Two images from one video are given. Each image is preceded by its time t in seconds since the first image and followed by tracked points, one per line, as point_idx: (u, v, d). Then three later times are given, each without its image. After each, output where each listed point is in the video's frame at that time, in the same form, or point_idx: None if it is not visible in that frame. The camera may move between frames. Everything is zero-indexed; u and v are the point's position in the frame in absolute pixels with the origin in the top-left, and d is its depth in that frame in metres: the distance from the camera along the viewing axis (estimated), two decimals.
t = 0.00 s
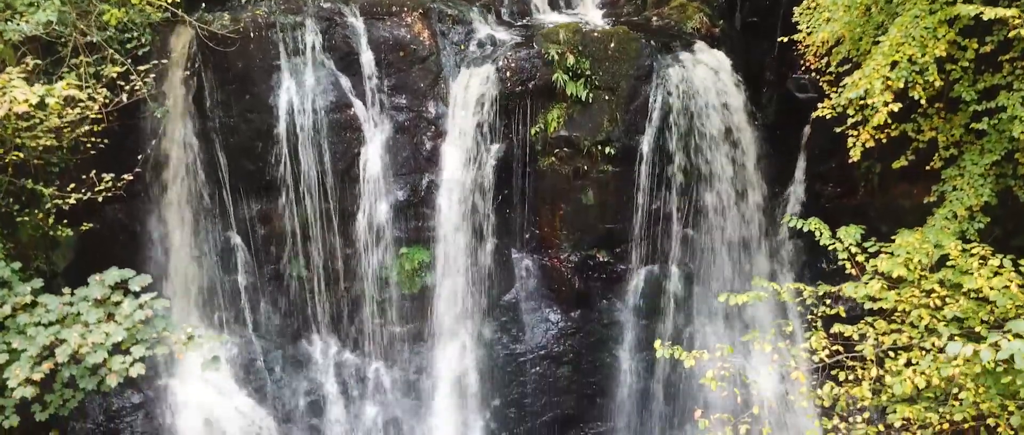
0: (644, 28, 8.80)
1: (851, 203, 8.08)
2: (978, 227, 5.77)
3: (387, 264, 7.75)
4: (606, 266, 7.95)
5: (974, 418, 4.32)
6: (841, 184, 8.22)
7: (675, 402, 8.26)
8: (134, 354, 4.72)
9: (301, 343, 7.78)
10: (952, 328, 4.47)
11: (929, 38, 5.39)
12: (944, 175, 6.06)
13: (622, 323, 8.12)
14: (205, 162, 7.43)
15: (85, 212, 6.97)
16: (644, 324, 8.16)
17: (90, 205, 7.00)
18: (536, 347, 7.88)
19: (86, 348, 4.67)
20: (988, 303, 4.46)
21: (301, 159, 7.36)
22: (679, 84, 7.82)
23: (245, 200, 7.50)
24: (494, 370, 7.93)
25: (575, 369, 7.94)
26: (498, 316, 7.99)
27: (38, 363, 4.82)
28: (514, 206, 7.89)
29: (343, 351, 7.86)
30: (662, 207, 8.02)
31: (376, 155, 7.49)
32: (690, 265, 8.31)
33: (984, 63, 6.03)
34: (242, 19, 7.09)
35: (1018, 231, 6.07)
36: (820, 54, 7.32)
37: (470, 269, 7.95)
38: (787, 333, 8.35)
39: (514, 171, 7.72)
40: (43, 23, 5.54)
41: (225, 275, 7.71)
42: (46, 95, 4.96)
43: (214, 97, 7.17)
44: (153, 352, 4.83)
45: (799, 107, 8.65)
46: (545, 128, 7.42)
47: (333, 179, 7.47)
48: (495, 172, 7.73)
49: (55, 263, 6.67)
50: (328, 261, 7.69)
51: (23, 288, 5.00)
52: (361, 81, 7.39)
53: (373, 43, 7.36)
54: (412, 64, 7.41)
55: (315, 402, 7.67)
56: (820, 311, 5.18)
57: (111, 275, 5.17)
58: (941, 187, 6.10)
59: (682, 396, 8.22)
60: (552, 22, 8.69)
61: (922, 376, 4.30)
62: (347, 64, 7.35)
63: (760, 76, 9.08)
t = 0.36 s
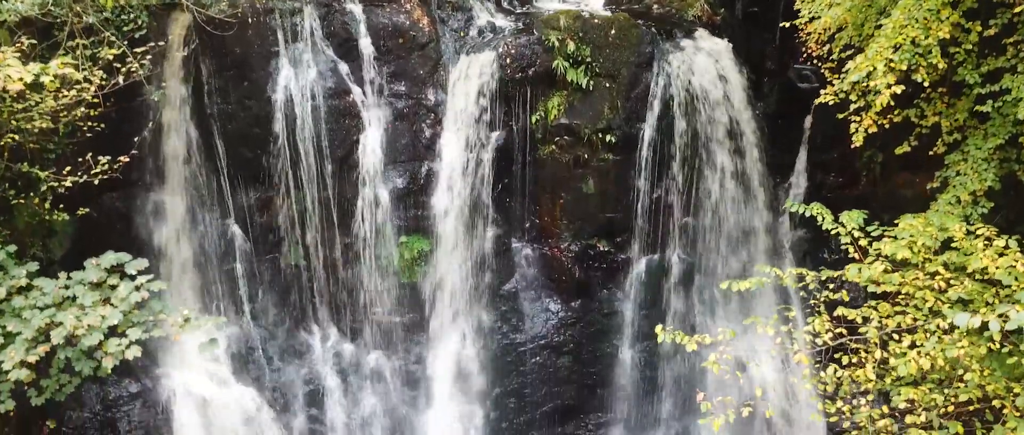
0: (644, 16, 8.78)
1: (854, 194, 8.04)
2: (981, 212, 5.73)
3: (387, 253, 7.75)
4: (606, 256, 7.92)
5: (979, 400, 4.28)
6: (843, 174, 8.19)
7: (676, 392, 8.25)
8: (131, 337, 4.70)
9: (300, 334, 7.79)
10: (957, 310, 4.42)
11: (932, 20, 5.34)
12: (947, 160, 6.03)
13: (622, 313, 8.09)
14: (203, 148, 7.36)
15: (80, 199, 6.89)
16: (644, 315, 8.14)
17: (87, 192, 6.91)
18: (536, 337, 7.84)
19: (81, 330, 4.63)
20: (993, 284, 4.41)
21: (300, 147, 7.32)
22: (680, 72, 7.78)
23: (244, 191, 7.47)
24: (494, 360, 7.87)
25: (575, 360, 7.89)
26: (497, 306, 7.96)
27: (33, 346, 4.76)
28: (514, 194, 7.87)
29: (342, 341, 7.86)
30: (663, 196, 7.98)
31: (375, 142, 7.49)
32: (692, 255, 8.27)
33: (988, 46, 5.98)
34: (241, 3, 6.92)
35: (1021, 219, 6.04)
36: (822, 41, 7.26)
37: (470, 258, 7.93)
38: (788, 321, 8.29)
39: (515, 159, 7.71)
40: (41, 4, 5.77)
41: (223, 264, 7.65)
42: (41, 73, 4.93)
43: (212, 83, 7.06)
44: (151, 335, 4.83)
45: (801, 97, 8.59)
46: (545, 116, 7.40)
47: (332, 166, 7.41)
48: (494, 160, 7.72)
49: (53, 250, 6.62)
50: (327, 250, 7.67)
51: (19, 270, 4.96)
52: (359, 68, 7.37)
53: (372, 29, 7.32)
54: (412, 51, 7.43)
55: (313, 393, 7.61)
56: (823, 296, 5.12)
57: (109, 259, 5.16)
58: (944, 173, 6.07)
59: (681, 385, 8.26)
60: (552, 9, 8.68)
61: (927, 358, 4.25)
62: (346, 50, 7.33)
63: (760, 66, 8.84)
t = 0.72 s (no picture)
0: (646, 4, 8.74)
1: (855, 185, 8.11)
2: (986, 199, 5.66)
3: (386, 243, 7.71)
4: (606, 246, 7.97)
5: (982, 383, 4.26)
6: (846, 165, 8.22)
7: (676, 383, 8.23)
8: (127, 321, 4.67)
9: (299, 325, 7.74)
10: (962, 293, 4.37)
11: (935, 3, 5.30)
12: (951, 146, 5.99)
13: (622, 303, 8.10)
14: (202, 138, 7.41)
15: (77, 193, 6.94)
16: (645, 305, 8.13)
17: (87, 180, 6.97)
18: (537, 328, 7.80)
19: (77, 314, 4.60)
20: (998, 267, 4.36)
21: (298, 135, 7.23)
22: (682, 61, 7.72)
23: (242, 179, 7.46)
24: (494, 351, 7.81)
25: (575, 351, 7.90)
26: (497, 297, 7.91)
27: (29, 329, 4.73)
28: (514, 185, 7.89)
29: (341, 332, 7.82)
30: (664, 186, 7.95)
31: (373, 131, 7.42)
32: (692, 246, 8.26)
33: (992, 31, 5.93)
34: None
35: None
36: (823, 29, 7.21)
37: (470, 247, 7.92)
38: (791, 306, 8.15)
39: (514, 149, 7.71)
40: None
41: (222, 254, 7.65)
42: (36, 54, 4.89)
43: (210, 70, 7.06)
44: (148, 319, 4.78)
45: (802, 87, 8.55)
46: (545, 105, 7.41)
47: (331, 154, 7.32)
48: (494, 150, 7.74)
49: (49, 241, 6.62)
50: (326, 240, 7.62)
51: (14, 254, 4.92)
52: (359, 56, 7.26)
53: (371, 16, 7.21)
54: (411, 39, 7.31)
55: (312, 383, 7.59)
56: (827, 282, 5.06)
57: (106, 244, 5.12)
58: (947, 159, 6.04)
59: (682, 374, 8.23)
60: None
61: (931, 340, 4.21)
62: (344, 38, 7.23)
63: (762, 55, 8.74)
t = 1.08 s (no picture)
0: None
1: (857, 174, 8.06)
2: (990, 183, 5.62)
3: (385, 232, 7.63)
4: (606, 236, 7.91)
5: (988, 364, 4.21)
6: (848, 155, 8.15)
7: (678, 370, 8.24)
8: (124, 303, 4.64)
9: (297, 313, 7.71)
10: (967, 274, 4.32)
11: None
12: (954, 130, 5.94)
13: (623, 294, 8.07)
14: (200, 125, 7.34)
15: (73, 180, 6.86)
16: (646, 294, 8.12)
17: (84, 169, 6.91)
18: (537, 317, 7.76)
19: (73, 295, 4.56)
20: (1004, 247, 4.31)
21: (298, 122, 7.25)
22: (683, 48, 7.68)
23: (241, 167, 7.42)
24: (494, 341, 7.77)
25: (576, 341, 7.87)
26: (498, 286, 7.87)
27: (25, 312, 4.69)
28: (514, 174, 7.78)
29: (341, 321, 7.78)
30: (665, 174, 7.90)
31: (372, 118, 7.34)
32: (694, 235, 8.22)
33: (996, 15, 5.89)
34: None
35: None
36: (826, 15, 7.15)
37: (470, 236, 7.81)
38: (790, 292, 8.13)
39: (514, 137, 7.61)
40: None
41: (221, 242, 7.59)
42: (32, 33, 4.84)
43: (208, 56, 7.09)
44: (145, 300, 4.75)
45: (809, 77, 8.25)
46: (545, 93, 7.36)
47: (330, 141, 7.32)
48: (494, 138, 7.57)
49: (47, 228, 6.54)
50: (325, 229, 7.60)
51: (10, 237, 4.88)
52: (358, 42, 7.26)
53: (370, 3, 7.21)
54: (410, 25, 7.27)
55: (312, 374, 7.55)
56: (830, 266, 5.01)
57: (103, 227, 5.08)
58: (951, 144, 5.99)
59: (682, 364, 8.25)
60: None
61: (936, 321, 4.17)
62: (344, 24, 7.22)
63: (763, 44, 8.43)
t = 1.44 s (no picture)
0: None
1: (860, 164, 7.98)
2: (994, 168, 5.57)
3: (384, 222, 7.65)
4: (607, 226, 7.94)
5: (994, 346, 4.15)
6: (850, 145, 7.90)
7: (678, 361, 8.22)
8: (120, 284, 4.60)
9: (295, 304, 7.71)
10: (972, 255, 4.28)
11: None
12: (957, 116, 5.91)
13: (624, 284, 8.08)
14: (198, 113, 7.31)
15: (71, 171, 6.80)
16: (646, 284, 8.08)
17: (82, 156, 6.83)
18: (537, 308, 7.73)
19: (68, 277, 4.51)
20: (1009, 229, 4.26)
21: (296, 109, 7.20)
22: (684, 36, 7.65)
23: (239, 156, 7.41)
24: (494, 331, 7.74)
25: (576, 332, 7.85)
26: (498, 276, 7.85)
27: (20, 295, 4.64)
28: (515, 163, 7.79)
29: (340, 311, 7.78)
30: (666, 164, 7.89)
31: (372, 106, 7.36)
32: (696, 225, 8.16)
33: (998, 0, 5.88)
34: None
35: None
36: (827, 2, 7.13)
37: (470, 226, 7.82)
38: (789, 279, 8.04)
39: (514, 126, 7.60)
40: None
41: (219, 232, 7.56)
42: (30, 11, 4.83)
43: (207, 43, 7.06)
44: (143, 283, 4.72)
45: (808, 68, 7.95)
46: (545, 81, 7.32)
47: (329, 129, 7.27)
48: (494, 127, 7.55)
49: (43, 216, 6.46)
50: (323, 218, 7.61)
51: (6, 220, 4.84)
52: (357, 29, 7.32)
53: None
54: (409, 13, 7.38)
55: (309, 363, 7.55)
56: (832, 250, 4.98)
57: (99, 211, 5.04)
58: (954, 129, 5.95)
59: (681, 355, 8.21)
60: None
61: (942, 302, 4.11)
62: (343, 12, 7.26)
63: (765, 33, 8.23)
